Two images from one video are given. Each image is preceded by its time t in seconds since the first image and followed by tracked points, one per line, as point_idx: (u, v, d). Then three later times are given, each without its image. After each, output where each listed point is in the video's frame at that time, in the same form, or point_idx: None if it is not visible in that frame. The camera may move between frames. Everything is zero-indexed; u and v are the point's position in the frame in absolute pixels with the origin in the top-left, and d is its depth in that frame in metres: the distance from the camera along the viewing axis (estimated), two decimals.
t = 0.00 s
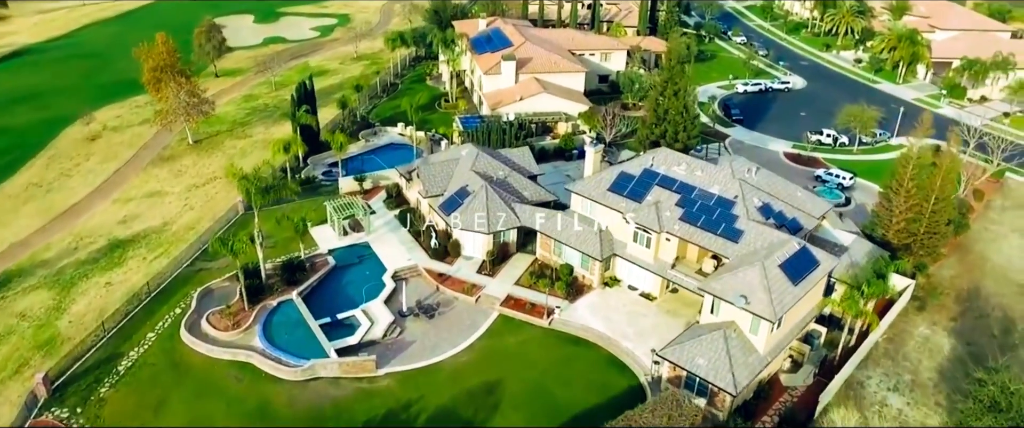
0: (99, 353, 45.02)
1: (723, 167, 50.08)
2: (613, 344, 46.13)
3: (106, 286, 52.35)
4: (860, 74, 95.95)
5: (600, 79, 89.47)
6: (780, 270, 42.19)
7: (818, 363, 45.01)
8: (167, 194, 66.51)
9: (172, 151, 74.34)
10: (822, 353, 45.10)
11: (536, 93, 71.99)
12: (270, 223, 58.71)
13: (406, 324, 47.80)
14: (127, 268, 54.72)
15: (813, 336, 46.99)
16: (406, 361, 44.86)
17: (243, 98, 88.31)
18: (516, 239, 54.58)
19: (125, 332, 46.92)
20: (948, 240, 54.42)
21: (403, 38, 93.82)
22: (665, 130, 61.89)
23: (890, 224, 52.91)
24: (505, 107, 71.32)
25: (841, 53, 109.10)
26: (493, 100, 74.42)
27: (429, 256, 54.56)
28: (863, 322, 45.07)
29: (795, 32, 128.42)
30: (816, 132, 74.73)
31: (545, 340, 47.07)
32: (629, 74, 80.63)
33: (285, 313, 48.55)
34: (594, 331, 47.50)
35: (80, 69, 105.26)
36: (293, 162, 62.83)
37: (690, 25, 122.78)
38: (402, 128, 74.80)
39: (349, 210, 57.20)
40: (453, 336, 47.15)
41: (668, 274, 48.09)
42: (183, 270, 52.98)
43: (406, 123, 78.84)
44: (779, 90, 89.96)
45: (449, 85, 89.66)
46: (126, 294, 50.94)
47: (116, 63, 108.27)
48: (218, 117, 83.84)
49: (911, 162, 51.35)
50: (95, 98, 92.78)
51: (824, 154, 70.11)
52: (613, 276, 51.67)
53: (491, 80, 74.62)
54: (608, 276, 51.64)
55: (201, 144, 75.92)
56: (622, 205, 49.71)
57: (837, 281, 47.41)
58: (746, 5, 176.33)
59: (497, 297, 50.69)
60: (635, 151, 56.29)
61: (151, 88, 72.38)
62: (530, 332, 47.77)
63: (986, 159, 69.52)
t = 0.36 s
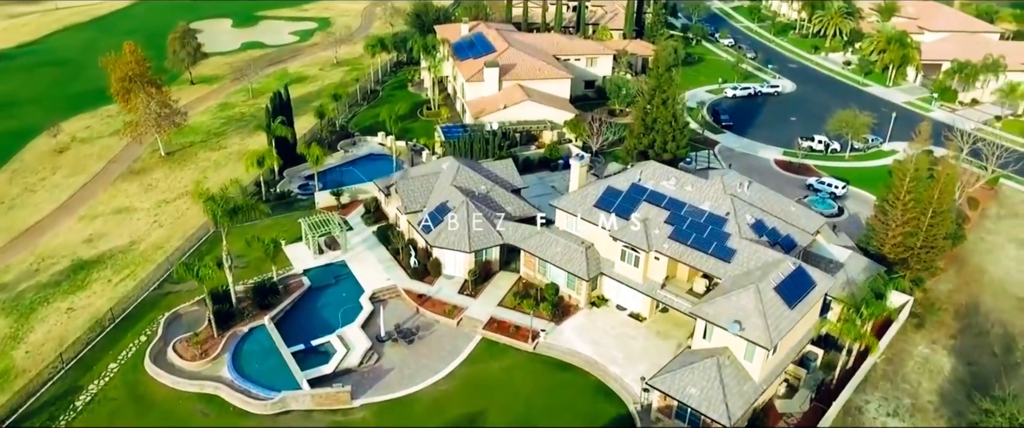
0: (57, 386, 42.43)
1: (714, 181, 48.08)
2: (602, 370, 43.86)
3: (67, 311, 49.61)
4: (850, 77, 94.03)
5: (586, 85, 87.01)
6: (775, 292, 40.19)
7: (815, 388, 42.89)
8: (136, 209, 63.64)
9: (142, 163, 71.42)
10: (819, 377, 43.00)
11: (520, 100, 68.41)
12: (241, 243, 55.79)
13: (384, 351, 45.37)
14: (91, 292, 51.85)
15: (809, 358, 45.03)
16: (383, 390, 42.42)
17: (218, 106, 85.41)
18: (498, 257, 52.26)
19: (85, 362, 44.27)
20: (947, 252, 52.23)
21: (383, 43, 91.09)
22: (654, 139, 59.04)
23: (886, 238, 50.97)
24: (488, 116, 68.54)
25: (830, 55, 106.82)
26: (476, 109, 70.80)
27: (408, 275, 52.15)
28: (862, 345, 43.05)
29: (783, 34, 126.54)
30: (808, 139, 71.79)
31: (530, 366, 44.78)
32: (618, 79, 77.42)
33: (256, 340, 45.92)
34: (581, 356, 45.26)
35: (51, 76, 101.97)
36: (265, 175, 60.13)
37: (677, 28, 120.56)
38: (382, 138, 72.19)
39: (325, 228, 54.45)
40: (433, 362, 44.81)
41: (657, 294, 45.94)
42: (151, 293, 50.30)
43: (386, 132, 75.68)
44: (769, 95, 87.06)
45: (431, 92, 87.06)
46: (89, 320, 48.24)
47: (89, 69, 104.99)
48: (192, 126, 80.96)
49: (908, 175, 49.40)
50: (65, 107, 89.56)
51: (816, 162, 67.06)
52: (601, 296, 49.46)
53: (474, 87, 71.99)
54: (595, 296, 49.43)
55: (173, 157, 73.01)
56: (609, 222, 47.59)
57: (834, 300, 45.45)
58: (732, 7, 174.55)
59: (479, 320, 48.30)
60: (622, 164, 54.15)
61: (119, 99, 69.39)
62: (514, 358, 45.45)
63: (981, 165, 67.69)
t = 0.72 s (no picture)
0: (16, 420, 40.13)
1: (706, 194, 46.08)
2: (592, 395, 41.87)
3: (30, 336, 47.19)
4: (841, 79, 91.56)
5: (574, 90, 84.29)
6: (772, 315, 38.29)
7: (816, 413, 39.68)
8: (107, 225, 61.17)
9: (116, 175, 68.83)
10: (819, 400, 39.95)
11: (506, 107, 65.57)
12: (214, 263, 53.21)
13: (363, 377, 43.21)
14: (57, 315, 49.38)
15: (807, 380, 42.14)
16: (362, 420, 40.24)
17: (196, 114, 82.86)
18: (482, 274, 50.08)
19: (47, 392, 41.95)
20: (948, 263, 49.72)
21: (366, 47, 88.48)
22: (642, 148, 56.09)
23: (885, 250, 48.82)
24: (472, 123, 65.81)
25: (821, 56, 104.44)
26: (460, 117, 67.71)
27: (390, 295, 50.10)
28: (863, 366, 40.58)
29: (774, 35, 124.46)
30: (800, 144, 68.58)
31: (515, 391, 42.62)
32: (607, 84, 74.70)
33: (229, 366, 43.59)
34: (569, 379, 43.24)
35: (25, 83, 99.01)
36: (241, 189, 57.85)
37: (666, 30, 118.31)
38: (363, 147, 69.95)
39: (303, 244, 52.55)
40: (415, 388, 42.62)
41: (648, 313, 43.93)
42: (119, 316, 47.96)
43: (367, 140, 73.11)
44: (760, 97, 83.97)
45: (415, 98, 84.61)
46: (52, 346, 45.82)
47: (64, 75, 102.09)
48: (169, 136, 78.37)
49: (906, 186, 47.23)
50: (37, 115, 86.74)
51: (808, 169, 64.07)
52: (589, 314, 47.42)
53: (459, 94, 69.00)
54: (583, 314, 47.33)
55: (148, 168, 70.49)
56: (597, 238, 45.54)
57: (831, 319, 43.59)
58: (721, 8, 172.68)
59: (463, 342, 46.18)
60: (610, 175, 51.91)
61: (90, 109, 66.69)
62: (497, 382, 43.26)
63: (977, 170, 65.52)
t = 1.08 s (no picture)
0: None
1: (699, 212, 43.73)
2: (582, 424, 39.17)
3: None
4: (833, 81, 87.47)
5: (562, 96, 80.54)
6: (771, 343, 36.17)
7: None
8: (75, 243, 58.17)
9: (86, 190, 65.72)
10: None
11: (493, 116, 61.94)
12: (182, 287, 49.95)
13: (341, 407, 40.39)
14: (16, 344, 46.38)
15: (806, 406, 39.57)
16: None
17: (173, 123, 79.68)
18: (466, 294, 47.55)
19: None
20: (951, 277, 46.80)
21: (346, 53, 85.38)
22: (629, 156, 51.96)
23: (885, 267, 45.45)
24: (457, 133, 61.74)
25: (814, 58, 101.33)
26: (445, 126, 63.83)
27: (370, 318, 47.44)
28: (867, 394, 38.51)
29: (764, 36, 121.78)
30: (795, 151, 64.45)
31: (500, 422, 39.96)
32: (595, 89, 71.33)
33: (198, 398, 40.78)
34: (556, 408, 40.60)
35: None
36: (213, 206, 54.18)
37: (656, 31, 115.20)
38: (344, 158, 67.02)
39: (279, 264, 49.15)
40: (394, 419, 39.74)
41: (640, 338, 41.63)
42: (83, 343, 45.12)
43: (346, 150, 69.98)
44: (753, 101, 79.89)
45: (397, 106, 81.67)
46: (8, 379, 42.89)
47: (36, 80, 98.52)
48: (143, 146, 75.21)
49: (908, 200, 43.94)
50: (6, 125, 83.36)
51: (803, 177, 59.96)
52: (577, 337, 45.04)
53: (443, 102, 65.24)
54: (571, 337, 44.91)
55: (121, 181, 67.44)
56: (586, 259, 43.20)
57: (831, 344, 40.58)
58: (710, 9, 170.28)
59: (446, 368, 43.51)
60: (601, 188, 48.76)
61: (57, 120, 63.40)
62: (483, 412, 40.64)
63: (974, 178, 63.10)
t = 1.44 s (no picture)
0: None
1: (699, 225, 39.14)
2: None
3: None
4: (830, 84, 80.33)
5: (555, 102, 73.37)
6: (771, 371, 33.07)
7: None
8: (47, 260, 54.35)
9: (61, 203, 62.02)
10: None
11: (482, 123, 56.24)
12: (156, 307, 45.57)
13: None
14: None
15: None
16: None
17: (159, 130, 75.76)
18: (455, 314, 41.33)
19: None
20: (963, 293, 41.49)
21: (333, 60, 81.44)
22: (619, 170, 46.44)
23: (888, 284, 40.39)
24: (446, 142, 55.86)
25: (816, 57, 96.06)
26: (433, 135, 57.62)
27: (353, 339, 41.61)
28: None
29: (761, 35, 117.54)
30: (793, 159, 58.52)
31: None
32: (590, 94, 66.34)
33: None
34: None
35: None
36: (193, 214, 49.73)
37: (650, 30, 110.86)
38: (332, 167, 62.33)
39: (260, 281, 44.46)
40: None
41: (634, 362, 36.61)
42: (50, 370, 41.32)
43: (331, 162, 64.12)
44: (751, 107, 74.01)
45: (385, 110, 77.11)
46: None
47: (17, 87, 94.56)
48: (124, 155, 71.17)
49: (913, 213, 38.65)
50: None
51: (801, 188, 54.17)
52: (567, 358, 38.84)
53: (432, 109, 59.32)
54: (560, 356, 38.77)
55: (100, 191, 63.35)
56: (575, 277, 38.51)
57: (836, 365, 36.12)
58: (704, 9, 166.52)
59: (433, 395, 37.46)
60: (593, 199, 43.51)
61: (32, 130, 59.68)
62: None
63: (977, 186, 58.27)
